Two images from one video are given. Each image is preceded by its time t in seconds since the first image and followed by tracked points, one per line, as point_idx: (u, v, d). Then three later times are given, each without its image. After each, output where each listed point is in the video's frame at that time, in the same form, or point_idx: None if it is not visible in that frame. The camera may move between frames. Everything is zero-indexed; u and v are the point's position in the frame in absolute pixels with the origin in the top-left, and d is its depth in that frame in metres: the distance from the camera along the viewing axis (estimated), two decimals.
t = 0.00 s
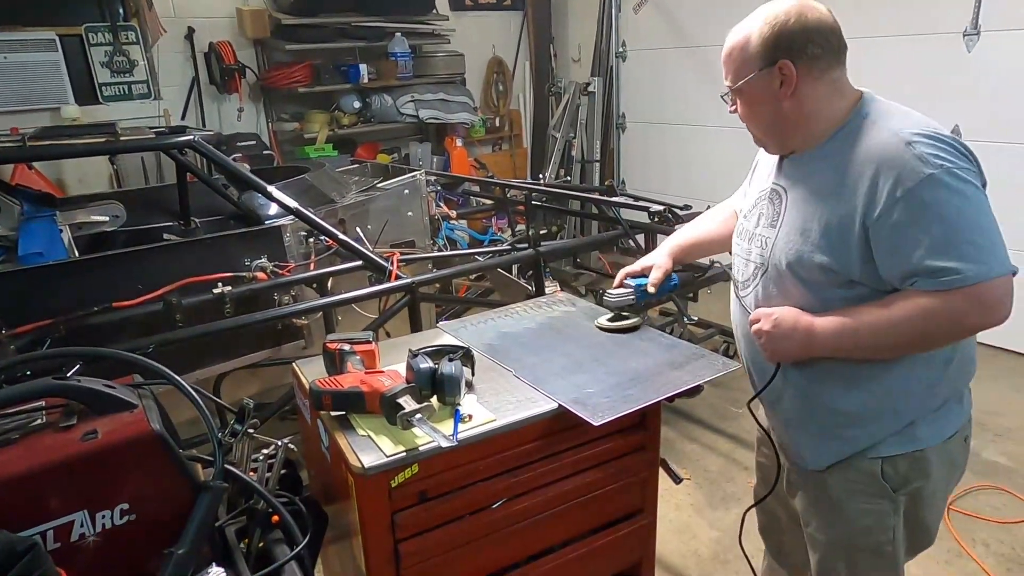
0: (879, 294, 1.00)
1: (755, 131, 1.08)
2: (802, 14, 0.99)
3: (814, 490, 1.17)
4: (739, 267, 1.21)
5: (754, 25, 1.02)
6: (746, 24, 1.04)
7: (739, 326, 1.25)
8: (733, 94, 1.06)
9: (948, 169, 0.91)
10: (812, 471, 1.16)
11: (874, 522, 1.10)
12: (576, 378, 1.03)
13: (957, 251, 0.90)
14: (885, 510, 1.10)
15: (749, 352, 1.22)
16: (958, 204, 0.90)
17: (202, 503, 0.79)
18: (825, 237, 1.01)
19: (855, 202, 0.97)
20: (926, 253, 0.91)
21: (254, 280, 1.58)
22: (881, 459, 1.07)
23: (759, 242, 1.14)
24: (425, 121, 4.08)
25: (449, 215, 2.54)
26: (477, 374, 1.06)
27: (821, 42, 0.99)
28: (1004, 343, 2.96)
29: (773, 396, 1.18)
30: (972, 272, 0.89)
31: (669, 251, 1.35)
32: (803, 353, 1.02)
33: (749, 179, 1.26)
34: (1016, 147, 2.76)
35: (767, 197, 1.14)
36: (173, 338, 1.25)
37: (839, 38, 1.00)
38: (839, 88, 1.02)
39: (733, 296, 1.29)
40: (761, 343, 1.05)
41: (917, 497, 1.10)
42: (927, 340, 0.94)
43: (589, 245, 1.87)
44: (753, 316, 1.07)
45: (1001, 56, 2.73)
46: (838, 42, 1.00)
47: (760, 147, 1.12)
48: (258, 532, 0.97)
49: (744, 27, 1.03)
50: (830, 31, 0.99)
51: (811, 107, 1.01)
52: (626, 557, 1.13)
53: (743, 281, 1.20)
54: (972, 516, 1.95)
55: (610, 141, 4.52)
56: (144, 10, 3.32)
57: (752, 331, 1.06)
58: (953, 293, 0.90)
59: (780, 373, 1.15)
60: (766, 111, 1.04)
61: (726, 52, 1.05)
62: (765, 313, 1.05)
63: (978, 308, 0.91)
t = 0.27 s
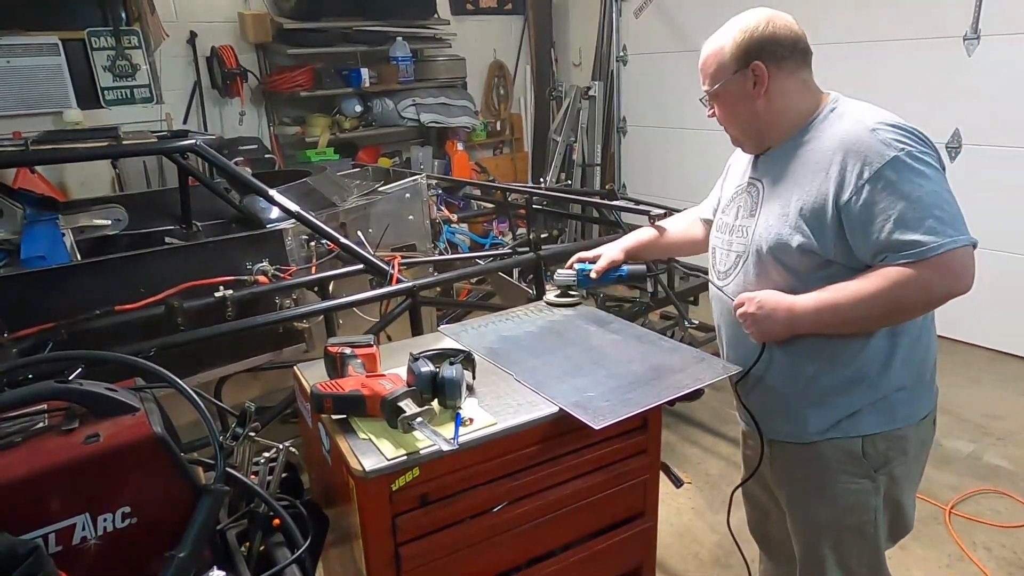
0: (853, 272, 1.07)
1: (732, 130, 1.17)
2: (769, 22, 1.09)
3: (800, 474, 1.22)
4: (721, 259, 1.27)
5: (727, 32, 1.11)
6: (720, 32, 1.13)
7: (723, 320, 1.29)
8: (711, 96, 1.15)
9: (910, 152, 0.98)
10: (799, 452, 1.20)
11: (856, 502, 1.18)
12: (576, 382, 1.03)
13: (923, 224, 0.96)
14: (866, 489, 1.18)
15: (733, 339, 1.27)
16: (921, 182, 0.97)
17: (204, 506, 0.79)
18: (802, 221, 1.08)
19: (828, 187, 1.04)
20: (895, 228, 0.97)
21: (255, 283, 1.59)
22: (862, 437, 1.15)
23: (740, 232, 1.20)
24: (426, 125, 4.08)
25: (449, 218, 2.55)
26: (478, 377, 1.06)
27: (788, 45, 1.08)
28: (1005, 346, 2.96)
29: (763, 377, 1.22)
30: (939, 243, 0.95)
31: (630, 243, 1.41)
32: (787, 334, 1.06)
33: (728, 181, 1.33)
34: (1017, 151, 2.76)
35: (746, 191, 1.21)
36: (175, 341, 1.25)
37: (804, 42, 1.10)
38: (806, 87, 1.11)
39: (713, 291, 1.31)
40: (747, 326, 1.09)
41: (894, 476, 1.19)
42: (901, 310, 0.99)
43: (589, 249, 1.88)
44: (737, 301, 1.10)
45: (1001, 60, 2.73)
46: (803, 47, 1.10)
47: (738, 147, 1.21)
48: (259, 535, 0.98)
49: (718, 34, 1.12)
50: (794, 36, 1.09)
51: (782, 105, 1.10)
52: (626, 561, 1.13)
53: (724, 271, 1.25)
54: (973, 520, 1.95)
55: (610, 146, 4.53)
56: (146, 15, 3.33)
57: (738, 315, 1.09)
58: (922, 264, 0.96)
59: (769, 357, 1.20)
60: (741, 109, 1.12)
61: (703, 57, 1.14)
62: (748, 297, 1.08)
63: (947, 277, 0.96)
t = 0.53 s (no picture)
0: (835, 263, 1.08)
1: (715, 134, 1.17)
2: (746, 26, 1.10)
3: (786, 464, 1.22)
4: (705, 256, 1.27)
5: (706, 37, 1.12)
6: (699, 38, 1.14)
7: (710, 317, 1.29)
8: (693, 101, 1.14)
9: (881, 143, 1.00)
10: (786, 443, 1.21)
11: (841, 490, 1.19)
12: (577, 385, 1.03)
13: (897, 211, 0.97)
14: (850, 477, 1.18)
15: (721, 335, 1.27)
16: (893, 172, 0.98)
17: (204, 509, 0.79)
18: (781, 215, 1.08)
19: (804, 180, 1.05)
20: (869, 215, 0.98)
21: (256, 286, 1.59)
22: (843, 424, 1.15)
23: (722, 230, 1.21)
24: (426, 128, 4.09)
25: (450, 221, 2.55)
26: (478, 381, 1.07)
27: (767, 49, 1.09)
28: (1006, 350, 2.96)
29: (752, 376, 1.22)
30: (914, 229, 0.96)
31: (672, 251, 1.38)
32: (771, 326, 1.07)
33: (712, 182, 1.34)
34: (1017, 154, 2.76)
35: (728, 191, 1.22)
36: (176, 344, 1.26)
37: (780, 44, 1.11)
38: (784, 89, 1.12)
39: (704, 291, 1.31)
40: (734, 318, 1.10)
41: (876, 464, 1.19)
42: (880, 296, 1.00)
43: (589, 252, 1.88)
44: (723, 293, 1.11)
45: (1001, 64, 2.74)
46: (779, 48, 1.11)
47: (719, 150, 1.21)
48: (259, 538, 0.98)
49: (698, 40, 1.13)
50: (771, 39, 1.10)
51: (763, 106, 1.11)
52: (626, 565, 1.13)
53: (709, 268, 1.26)
54: (974, 523, 1.95)
55: (610, 149, 4.53)
56: (148, 18, 3.34)
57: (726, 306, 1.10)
58: (899, 249, 0.97)
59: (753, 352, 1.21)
60: (724, 113, 1.12)
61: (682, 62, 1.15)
62: (734, 290, 1.09)
63: (923, 261, 0.97)
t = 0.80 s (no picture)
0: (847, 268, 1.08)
1: (713, 140, 1.17)
2: (743, 33, 1.11)
3: (787, 465, 1.22)
4: (708, 265, 1.27)
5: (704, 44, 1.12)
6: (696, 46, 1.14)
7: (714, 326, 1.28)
8: (692, 108, 1.15)
9: (885, 147, 1.01)
10: (786, 446, 1.21)
11: (840, 493, 1.19)
12: (578, 390, 1.03)
13: (910, 213, 0.98)
14: (850, 481, 1.18)
15: (724, 343, 1.26)
16: (901, 174, 1.00)
17: (206, 514, 0.79)
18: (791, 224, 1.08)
19: (812, 187, 1.05)
20: (884, 218, 0.99)
21: (257, 291, 1.59)
22: (849, 431, 1.15)
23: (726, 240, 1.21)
24: (427, 133, 4.10)
25: (451, 227, 2.55)
26: (479, 385, 1.07)
27: (764, 54, 1.10)
28: (1008, 354, 2.96)
29: (751, 379, 1.23)
30: (929, 228, 0.97)
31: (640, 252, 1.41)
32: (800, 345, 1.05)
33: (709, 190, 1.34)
34: (1017, 159, 2.77)
35: (729, 200, 1.22)
36: (178, 349, 1.26)
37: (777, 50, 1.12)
38: (781, 94, 1.13)
39: (705, 300, 1.31)
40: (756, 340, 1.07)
41: (877, 468, 1.19)
42: (896, 300, 1.00)
43: (590, 257, 1.88)
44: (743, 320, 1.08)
45: (1001, 68, 2.74)
46: (777, 54, 1.12)
47: (718, 156, 1.21)
48: (261, 543, 0.98)
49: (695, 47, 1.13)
50: (768, 45, 1.11)
51: (762, 112, 1.12)
52: (627, 570, 1.13)
53: (713, 276, 1.25)
54: (976, 529, 1.94)
55: (611, 154, 4.54)
56: (150, 24, 3.35)
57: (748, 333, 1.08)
58: (915, 250, 0.98)
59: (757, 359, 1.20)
60: (723, 119, 1.13)
61: (681, 69, 1.15)
62: (754, 315, 1.07)
63: (939, 258, 0.98)
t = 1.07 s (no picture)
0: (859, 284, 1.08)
1: (729, 140, 1.17)
2: (768, 34, 1.09)
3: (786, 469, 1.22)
4: (717, 268, 1.26)
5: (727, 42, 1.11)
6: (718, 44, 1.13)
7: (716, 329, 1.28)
8: (711, 107, 1.14)
9: (912, 166, 1.01)
10: (787, 451, 1.21)
11: (840, 499, 1.19)
12: (579, 389, 1.03)
13: (933, 237, 0.99)
14: (850, 488, 1.18)
15: (727, 347, 1.26)
16: (926, 196, 1.00)
17: (208, 512, 0.79)
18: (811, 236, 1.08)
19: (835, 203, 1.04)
20: (907, 240, 1.00)
21: (258, 290, 1.59)
22: (852, 440, 1.15)
23: (738, 243, 1.20)
24: (428, 132, 4.10)
25: (451, 225, 2.56)
26: (480, 384, 1.07)
27: (790, 56, 1.09)
28: (1008, 354, 2.96)
29: (751, 380, 1.23)
30: (950, 254, 0.99)
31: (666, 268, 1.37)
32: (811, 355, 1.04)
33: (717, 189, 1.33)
34: (1018, 158, 2.77)
35: (743, 202, 1.20)
36: (179, 347, 1.26)
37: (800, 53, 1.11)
38: (803, 98, 1.12)
39: (708, 302, 1.31)
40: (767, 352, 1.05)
41: (877, 475, 1.20)
42: (914, 321, 1.01)
43: (591, 255, 1.88)
44: (751, 326, 1.05)
45: (1002, 67, 2.74)
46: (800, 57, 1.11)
47: (732, 156, 1.20)
48: (262, 541, 0.98)
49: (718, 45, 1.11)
50: (792, 48, 1.10)
51: (781, 115, 1.11)
52: (628, 568, 1.13)
53: (721, 280, 1.25)
54: (977, 528, 1.94)
55: (612, 153, 4.54)
56: (151, 22, 3.35)
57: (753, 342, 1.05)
58: (936, 274, 0.99)
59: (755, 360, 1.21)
60: (742, 120, 1.12)
61: (701, 65, 1.13)
62: (766, 323, 1.04)
63: (959, 282, 1.00)
